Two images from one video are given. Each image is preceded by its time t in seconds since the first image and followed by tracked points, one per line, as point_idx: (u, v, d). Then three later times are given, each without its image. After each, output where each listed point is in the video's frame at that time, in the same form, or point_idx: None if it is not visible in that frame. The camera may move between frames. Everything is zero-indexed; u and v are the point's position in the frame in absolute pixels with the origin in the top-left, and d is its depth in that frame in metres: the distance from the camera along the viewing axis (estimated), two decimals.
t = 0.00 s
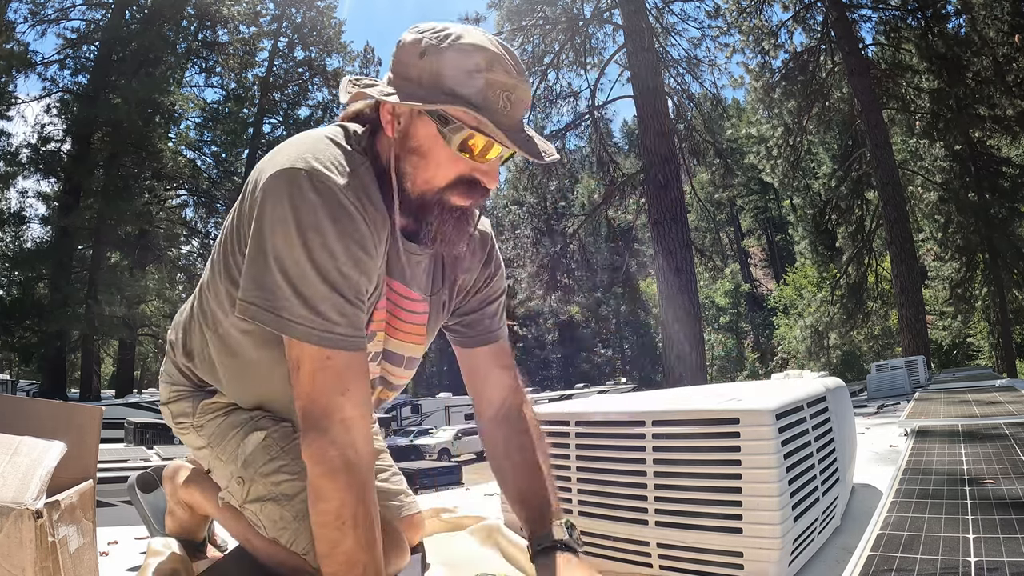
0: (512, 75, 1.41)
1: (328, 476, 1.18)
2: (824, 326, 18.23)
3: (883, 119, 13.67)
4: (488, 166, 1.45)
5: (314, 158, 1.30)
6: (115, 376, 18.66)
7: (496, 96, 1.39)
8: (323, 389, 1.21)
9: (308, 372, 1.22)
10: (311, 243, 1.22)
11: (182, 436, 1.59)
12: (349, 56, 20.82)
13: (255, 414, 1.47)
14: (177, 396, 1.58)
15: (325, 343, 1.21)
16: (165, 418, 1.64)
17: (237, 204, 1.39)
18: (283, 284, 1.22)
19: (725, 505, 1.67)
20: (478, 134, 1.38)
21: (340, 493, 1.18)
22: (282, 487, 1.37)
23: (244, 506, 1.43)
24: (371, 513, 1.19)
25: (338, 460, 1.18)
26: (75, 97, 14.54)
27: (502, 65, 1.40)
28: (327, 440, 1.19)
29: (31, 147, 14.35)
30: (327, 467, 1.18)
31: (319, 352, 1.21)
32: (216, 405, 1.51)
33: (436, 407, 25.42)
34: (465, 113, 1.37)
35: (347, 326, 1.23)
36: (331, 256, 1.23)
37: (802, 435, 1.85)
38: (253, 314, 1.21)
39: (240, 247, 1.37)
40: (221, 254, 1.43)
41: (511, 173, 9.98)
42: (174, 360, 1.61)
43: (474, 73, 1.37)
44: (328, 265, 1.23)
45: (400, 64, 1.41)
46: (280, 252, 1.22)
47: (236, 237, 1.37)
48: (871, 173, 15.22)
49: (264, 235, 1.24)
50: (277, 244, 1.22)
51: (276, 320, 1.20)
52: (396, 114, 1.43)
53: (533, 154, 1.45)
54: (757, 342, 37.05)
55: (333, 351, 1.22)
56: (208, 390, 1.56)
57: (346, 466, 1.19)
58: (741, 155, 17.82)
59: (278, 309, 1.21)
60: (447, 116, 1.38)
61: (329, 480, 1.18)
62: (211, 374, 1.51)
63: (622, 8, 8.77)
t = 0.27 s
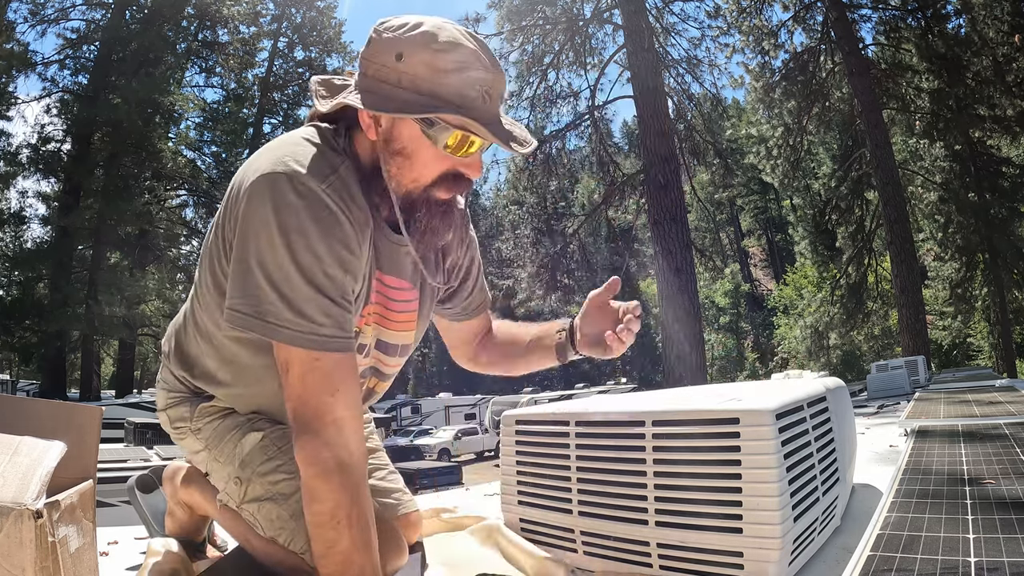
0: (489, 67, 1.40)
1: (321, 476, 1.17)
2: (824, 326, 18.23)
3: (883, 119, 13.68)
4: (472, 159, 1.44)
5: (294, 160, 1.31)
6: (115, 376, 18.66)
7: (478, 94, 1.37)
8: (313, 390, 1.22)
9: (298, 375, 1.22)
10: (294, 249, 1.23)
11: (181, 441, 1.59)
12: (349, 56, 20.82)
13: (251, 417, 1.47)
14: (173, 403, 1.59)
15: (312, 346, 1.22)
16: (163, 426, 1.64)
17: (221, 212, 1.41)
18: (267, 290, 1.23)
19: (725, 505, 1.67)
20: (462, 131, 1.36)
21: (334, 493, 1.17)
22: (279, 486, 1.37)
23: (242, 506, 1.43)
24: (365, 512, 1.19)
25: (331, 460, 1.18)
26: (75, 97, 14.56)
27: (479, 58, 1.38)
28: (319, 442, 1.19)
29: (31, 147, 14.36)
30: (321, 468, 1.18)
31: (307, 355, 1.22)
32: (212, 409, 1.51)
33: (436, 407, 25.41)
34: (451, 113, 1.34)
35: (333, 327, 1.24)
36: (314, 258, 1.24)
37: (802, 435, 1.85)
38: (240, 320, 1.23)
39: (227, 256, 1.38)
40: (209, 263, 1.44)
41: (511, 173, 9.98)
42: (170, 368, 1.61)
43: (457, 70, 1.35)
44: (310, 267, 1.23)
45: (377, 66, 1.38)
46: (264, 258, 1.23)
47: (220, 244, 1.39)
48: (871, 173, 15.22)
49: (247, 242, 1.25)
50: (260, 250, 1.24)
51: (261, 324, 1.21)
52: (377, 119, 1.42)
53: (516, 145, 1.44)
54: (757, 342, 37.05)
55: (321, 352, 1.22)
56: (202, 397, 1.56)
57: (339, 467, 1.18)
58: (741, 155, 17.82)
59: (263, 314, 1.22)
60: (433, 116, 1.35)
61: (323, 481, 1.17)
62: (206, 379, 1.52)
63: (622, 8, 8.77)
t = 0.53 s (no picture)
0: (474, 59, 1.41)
1: (322, 476, 1.18)
2: (824, 326, 18.23)
3: (883, 119, 13.69)
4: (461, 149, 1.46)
5: (287, 163, 1.31)
6: (115, 376, 18.65)
7: (466, 87, 1.39)
8: (310, 391, 1.21)
9: (295, 377, 1.22)
10: (290, 251, 1.23)
11: (180, 442, 1.59)
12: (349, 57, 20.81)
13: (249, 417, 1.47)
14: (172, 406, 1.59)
15: (311, 347, 1.22)
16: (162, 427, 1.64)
17: (214, 218, 1.41)
18: (265, 294, 1.23)
19: (725, 505, 1.67)
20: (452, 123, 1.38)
21: (334, 493, 1.18)
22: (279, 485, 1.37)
23: (242, 506, 1.43)
24: (363, 512, 1.19)
25: (330, 460, 1.18)
26: (75, 97, 14.57)
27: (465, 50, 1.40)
28: (318, 442, 1.18)
29: (31, 147, 14.37)
30: (320, 468, 1.18)
31: (306, 357, 1.22)
32: (211, 409, 1.52)
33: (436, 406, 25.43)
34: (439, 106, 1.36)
35: (332, 328, 1.23)
36: (312, 261, 1.24)
37: (802, 435, 1.85)
38: (239, 326, 1.23)
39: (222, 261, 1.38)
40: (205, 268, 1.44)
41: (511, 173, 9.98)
42: (168, 372, 1.61)
43: (443, 65, 1.37)
44: (308, 268, 1.24)
45: (365, 63, 1.39)
46: (262, 263, 1.24)
47: (216, 249, 1.39)
48: (871, 173, 15.22)
49: (244, 248, 1.25)
50: (258, 254, 1.24)
51: (260, 328, 1.21)
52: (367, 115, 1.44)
53: (495, 132, 1.48)
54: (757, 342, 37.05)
55: (320, 353, 1.22)
56: (202, 398, 1.56)
57: (338, 466, 1.18)
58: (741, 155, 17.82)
59: (261, 318, 1.22)
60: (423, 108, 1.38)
61: (324, 481, 1.18)
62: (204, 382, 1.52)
63: (621, 8, 8.78)
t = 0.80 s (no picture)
0: (471, 58, 1.41)
1: (322, 475, 1.18)
2: (824, 325, 18.23)
3: (883, 119, 13.69)
4: (458, 146, 1.46)
5: (285, 165, 1.31)
6: (115, 376, 18.65)
7: (463, 84, 1.39)
8: (311, 391, 1.21)
9: (296, 377, 1.22)
10: (288, 252, 1.23)
11: (180, 442, 1.59)
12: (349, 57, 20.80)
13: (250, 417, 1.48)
14: (173, 405, 1.59)
15: (310, 348, 1.22)
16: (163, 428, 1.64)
17: (213, 220, 1.41)
18: (265, 296, 1.23)
19: (725, 504, 1.67)
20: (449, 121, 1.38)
21: (334, 491, 1.18)
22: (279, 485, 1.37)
23: (242, 505, 1.43)
24: (363, 512, 1.19)
25: (329, 459, 1.18)
26: (75, 98, 14.57)
27: (462, 49, 1.40)
28: (318, 442, 1.19)
29: (31, 147, 14.37)
30: (320, 468, 1.18)
31: (306, 358, 1.22)
32: (212, 409, 1.52)
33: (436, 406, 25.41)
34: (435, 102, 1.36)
35: (331, 328, 1.23)
36: (312, 261, 1.24)
37: (802, 434, 1.85)
38: (240, 328, 1.23)
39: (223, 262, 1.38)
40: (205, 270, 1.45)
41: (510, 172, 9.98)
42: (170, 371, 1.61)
43: (441, 62, 1.37)
44: (307, 269, 1.24)
45: (362, 61, 1.39)
46: (261, 264, 1.23)
47: (216, 252, 1.39)
48: (871, 173, 15.21)
49: (243, 250, 1.25)
50: (257, 256, 1.24)
51: (258, 330, 1.21)
52: (364, 113, 1.43)
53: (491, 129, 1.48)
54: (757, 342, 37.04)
55: (319, 353, 1.22)
56: (203, 398, 1.57)
57: (337, 466, 1.18)
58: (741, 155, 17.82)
59: (261, 321, 1.22)
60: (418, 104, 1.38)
61: (324, 480, 1.17)
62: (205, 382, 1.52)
63: (621, 8, 8.78)
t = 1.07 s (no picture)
0: (473, 57, 1.41)
1: (322, 475, 1.17)
2: (824, 325, 18.23)
3: (883, 119, 13.69)
4: (459, 147, 1.46)
5: (285, 164, 1.31)
6: (115, 376, 18.65)
7: (464, 83, 1.38)
8: (311, 391, 1.21)
9: (296, 376, 1.22)
10: (288, 251, 1.23)
11: (181, 441, 1.59)
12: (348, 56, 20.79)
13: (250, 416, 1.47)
14: (173, 403, 1.59)
15: (310, 348, 1.21)
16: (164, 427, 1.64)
17: (214, 218, 1.40)
18: (265, 294, 1.23)
19: (725, 504, 1.67)
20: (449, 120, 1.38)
21: (333, 491, 1.17)
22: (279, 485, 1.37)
23: (242, 505, 1.43)
24: (363, 511, 1.19)
25: (329, 458, 1.18)
26: (75, 98, 14.58)
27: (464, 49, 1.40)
28: (317, 442, 1.18)
29: (31, 146, 14.37)
30: (320, 467, 1.18)
31: (306, 357, 1.22)
32: (212, 407, 1.52)
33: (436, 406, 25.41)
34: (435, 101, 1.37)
35: (331, 328, 1.23)
36: (311, 260, 1.24)
37: (802, 435, 1.85)
38: (238, 326, 1.23)
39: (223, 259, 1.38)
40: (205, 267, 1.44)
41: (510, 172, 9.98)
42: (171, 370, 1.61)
43: (442, 60, 1.37)
44: (307, 267, 1.24)
45: (364, 59, 1.40)
46: (261, 263, 1.24)
47: (216, 251, 1.39)
48: (871, 173, 15.21)
49: (242, 248, 1.25)
50: (258, 255, 1.24)
51: (257, 329, 1.21)
52: (365, 109, 1.43)
53: (492, 130, 1.48)
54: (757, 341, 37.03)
55: (320, 352, 1.22)
56: (204, 396, 1.57)
57: (337, 465, 1.18)
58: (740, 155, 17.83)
59: (261, 320, 1.22)
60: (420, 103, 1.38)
61: (324, 479, 1.17)
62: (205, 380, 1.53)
63: (621, 8, 8.78)
